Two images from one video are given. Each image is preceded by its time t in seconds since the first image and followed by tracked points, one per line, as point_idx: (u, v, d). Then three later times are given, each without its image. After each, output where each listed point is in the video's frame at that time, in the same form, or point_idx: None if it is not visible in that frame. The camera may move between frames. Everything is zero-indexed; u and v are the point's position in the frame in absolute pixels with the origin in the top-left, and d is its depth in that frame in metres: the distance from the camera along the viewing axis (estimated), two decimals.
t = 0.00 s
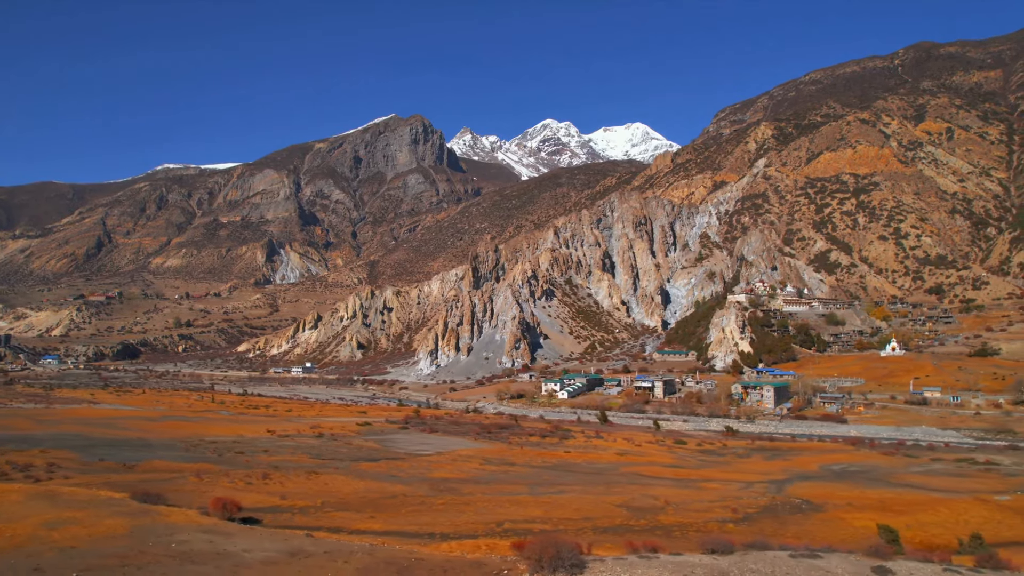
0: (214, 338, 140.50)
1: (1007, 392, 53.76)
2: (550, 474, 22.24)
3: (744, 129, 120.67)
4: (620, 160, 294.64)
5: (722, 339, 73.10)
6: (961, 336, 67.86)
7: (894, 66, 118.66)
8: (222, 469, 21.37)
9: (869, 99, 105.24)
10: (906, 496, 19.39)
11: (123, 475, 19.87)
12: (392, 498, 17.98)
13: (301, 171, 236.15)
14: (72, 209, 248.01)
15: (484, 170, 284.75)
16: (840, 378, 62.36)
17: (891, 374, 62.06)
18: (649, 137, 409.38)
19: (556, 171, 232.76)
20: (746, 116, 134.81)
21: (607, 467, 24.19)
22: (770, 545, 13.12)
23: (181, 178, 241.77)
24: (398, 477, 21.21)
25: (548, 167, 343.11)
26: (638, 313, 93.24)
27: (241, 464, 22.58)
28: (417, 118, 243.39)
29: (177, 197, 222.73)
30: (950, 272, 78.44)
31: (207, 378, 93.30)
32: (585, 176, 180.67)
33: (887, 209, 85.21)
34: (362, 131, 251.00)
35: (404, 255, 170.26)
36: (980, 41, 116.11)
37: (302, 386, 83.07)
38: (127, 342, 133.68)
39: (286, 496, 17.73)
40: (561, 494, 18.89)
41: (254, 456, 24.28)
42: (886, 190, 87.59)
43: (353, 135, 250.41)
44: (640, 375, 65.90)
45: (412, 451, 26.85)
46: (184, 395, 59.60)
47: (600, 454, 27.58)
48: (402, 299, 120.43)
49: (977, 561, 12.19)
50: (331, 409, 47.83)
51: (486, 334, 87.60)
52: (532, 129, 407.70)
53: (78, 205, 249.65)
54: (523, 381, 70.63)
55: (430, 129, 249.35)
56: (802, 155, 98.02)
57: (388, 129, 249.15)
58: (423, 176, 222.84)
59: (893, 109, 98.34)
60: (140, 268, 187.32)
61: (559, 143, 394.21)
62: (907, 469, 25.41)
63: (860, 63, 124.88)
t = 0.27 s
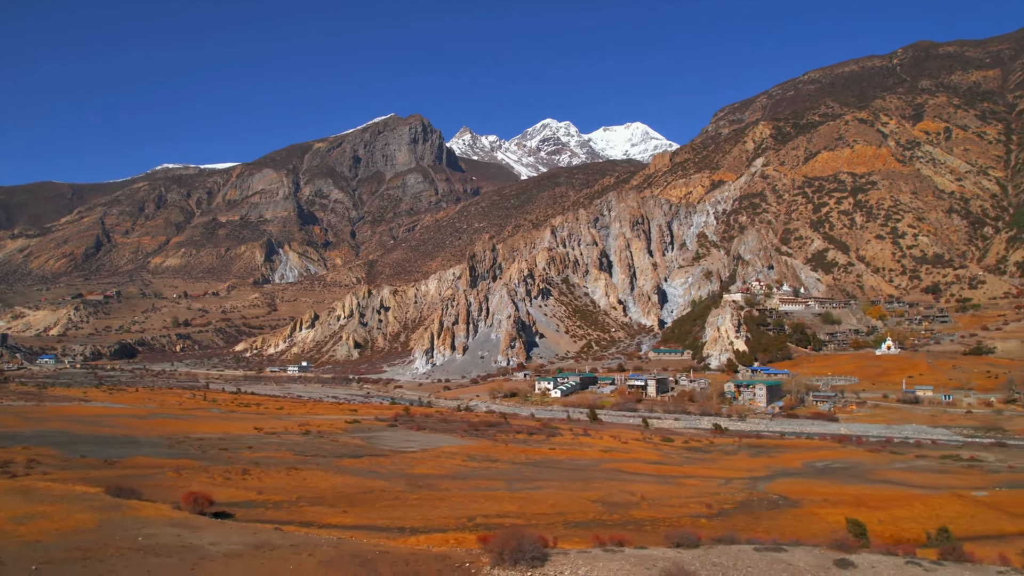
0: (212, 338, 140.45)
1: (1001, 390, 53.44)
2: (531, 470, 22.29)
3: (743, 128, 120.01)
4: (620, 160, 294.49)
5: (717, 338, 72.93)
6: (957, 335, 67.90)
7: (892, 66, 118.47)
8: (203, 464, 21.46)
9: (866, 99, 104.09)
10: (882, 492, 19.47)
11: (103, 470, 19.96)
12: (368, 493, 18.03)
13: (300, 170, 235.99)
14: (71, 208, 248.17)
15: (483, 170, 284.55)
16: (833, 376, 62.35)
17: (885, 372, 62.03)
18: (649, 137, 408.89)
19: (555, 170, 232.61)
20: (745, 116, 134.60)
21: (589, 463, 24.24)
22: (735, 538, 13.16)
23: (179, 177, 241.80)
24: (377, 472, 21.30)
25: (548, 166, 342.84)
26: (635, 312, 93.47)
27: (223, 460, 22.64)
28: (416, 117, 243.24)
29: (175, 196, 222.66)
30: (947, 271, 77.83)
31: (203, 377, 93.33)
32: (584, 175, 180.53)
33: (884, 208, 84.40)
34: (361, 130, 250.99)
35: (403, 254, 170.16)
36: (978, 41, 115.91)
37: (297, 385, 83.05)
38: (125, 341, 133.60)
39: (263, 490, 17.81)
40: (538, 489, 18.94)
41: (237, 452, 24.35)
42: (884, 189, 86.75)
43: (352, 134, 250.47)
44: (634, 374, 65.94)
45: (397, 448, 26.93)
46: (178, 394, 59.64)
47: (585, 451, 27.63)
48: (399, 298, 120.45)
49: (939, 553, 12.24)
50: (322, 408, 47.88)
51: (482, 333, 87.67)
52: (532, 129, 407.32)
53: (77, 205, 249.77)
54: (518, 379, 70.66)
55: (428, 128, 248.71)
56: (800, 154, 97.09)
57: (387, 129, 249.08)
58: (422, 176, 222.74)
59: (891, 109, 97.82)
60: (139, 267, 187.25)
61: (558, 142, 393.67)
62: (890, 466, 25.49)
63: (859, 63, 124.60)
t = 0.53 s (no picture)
0: (211, 338, 140.41)
1: (993, 388, 53.49)
2: (512, 467, 22.29)
3: (742, 128, 119.27)
4: (620, 160, 294.21)
5: (713, 337, 73.13)
6: (953, 334, 67.75)
7: (891, 65, 118.34)
8: (184, 461, 21.50)
9: (864, 100, 103.35)
10: (860, 488, 19.47)
11: (83, 466, 20.00)
12: (345, 488, 18.06)
13: (300, 170, 235.84)
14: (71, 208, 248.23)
15: (483, 170, 284.48)
16: (828, 375, 62.39)
17: (880, 371, 61.97)
18: (649, 137, 408.56)
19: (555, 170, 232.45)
20: (744, 115, 134.35)
21: (572, 461, 24.24)
22: (703, 533, 13.11)
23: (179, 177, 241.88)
24: (358, 468, 21.31)
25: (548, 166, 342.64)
26: (632, 312, 93.45)
27: (205, 456, 22.66)
28: (415, 117, 243.10)
29: (175, 196, 222.62)
30: (944, 271, 77.86)
31: (200, 376, 93.35)
32: (583, 175, 180.44)
33: (882, 208, 84.00)
34: (361, 130, 250.95)
35: (402, 254, 170.13)
36: (977, 40, 115.67)
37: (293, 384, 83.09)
38: (123, 341, 133.63)
39: (241, 486, 17.83)
40: (516, 485, 18.95)
41: (221, 449, 24.35)
42: (882, 189, 86.42)
43: (352, 134, 250.45)
44: (629, 373, 65.98)
45: (382, 445, 26.91)
46: (173, 393, 59.61)
47: (570, 448, 27.63)
48: (397, 298, 120.35)
49: (907, 547, 12.18)
50: (315, 406, 47.86)
51: (478, 333, 87.71)
52: (533, 129, 407.05)
53: (77, 205, 249.89)
54: (513, 378, 70.68)
55: (428, 128, 248.44)
56: (798, 153, 96.56)
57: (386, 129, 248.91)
58: (422, 176, 222.61)
59: (889, 108, 97.61)
60: (139, 267, 187.28)
61: (559, 142, 393.24)
62: (874, 463, 25.49)
63: (858, 62, 124.37)
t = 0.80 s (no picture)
0: (209, 337, 140.25)
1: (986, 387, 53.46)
2: (494, 464, 22.27)
3: (740, 127, 118.99)
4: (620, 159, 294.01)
5: (708, 336, 73.00)
6: (949, 333, 67.16)
7: (890, 65, 118.19)
8: (165, 457, 21.50)
9: (864, 99, 103.34)
10: (839, 485, 19.50)
11: (62, 462, 20.00)
12: (322, 484, 18.04)
13: (300, 170, 235.66)
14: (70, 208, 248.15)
15: (483, 170, 284.32)
16: (822, 374, 62.35)
17: (875, 370, 61.65)
18: (649, 137, 408.31)
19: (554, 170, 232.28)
20: (743, 115, 134.16)
21: (555, 457, 24.23)
22: (671, 527, 13.08)
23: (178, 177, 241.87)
24: (338, 465, 21.30)
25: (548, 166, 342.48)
26: (629, 311, 93.34)
27: (187, 453, 22.67)
28: (414, 117, 243.11)
29: (174, 196, 222.52)
30: (941, 270, 77.37)
31: (197, 375, 93.25)
32: (583, 175, 180.33)
33: (880, 207, 83.85)
34: (361, 130, 250.90)
35: (401, 254, 170.06)
36: (976, 40, 115.47)
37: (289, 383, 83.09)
38: (121, 341, 133.55)
39: (217, 481, 17.83)
40: (494, 481, 18.95)
41: (205, 445, 24.34)
42: (880, 188, 86.35)
43: (352, 134, 250.42)
44: (623, 372, 65.91)
45: (366, 443, 26.91)
46: (167, 392, 59.58)
47: (555, 445, 27.63)
48: (394, 297, 120.27)
49: (874, 541, 12.16)
50: (306, 405, 47.83)
51: (473, 332, 87.70)
52: (533, 129, 406.90)
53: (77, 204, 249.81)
54: (508, 378, 70.62)
55: (427, 128, 248.57)
56: (796, 153, 96.65)
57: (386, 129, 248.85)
58: (421, 176, 222.52)
59: (888, 108, 97.42)
60: (138, 267, 187.27)
61: (558, 142, 392.85)
62: (857, 460, 25.51)
63: (857, 62, 124.19)
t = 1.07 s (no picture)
0: (208, 336, 140.17)
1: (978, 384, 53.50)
2: (475, 460, 22.37)
3: (739, 127, 119.06)
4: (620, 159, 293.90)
5: (704, 335, 72.95)
6: (945, 332, 66.74)
7: (889, 65, 118.09)
8: (147, 453, 21.55)
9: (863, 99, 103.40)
10: (817, 481, 19.56)
11: (43, 458, 20.04)
12: (301, 480, 18.12)
13: (300, 170, 235.59)
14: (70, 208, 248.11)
15: (482, 169, 284.17)
16: (817, 373, 62.25)
17: (870, 369, 61.45)
18: (649, 136, 408.06)
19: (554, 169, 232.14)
20: (742, 115, 134.05)
21: (538, 453, 24.33)
22: (639, 521, 13.06)
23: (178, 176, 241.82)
24: (319, 461, 21.38)
25: (548, 165, 342.42)
26: (627, 311, 93.30)
27: (170, 449, 22.70)
28: (414, 117, 243.17)
29: (174, 196, 222.49)
30: (939, 269, 77.06)
31: (194, 374, 93.21)
32: (582, 174, 180.30)
33: (878, 205, 83.80)
34: (361, 130, 250.95)
35: (400, 253, 170.03)
36: (976, 39, 115.34)
37: (284, 382, 83.19)
38: (119, 340, 133.56)
39: (194, 476, 17.89)
40: (473, 477, 18.99)
41: (189, 441, 24.37)
42: (878, 187, 86.28)
43: (352, 134, 250.41)
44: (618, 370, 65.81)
45: (351, 439, 26.98)
46: (161, 390, 59.58)
47: (540, 442, 27.66)
48: (392, 296, 120.26)
49: (839, 535, 12.15)
50: (298, 403, 47.79)
51: (470, 331, 87.72)
52: (533, 129, 406.83)
53: (76, 204, 249.80)
54: (503, 376, 70.62)
55: (427, 127, 248.88)
56: (795, 152, 96.64)
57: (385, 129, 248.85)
58: (421, 176, 222.60)
59: (887, 107, 97.32)
60: (138, 267, 187.31)
61: (559, 142, 392.44)
62: (841, 456, 25.56)
63: (856, 62, 124.09)
